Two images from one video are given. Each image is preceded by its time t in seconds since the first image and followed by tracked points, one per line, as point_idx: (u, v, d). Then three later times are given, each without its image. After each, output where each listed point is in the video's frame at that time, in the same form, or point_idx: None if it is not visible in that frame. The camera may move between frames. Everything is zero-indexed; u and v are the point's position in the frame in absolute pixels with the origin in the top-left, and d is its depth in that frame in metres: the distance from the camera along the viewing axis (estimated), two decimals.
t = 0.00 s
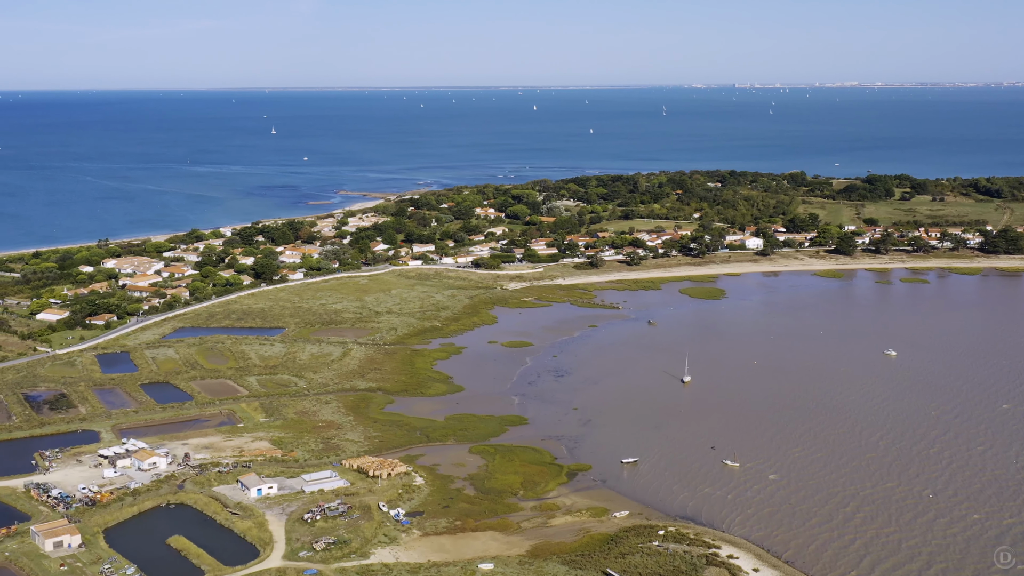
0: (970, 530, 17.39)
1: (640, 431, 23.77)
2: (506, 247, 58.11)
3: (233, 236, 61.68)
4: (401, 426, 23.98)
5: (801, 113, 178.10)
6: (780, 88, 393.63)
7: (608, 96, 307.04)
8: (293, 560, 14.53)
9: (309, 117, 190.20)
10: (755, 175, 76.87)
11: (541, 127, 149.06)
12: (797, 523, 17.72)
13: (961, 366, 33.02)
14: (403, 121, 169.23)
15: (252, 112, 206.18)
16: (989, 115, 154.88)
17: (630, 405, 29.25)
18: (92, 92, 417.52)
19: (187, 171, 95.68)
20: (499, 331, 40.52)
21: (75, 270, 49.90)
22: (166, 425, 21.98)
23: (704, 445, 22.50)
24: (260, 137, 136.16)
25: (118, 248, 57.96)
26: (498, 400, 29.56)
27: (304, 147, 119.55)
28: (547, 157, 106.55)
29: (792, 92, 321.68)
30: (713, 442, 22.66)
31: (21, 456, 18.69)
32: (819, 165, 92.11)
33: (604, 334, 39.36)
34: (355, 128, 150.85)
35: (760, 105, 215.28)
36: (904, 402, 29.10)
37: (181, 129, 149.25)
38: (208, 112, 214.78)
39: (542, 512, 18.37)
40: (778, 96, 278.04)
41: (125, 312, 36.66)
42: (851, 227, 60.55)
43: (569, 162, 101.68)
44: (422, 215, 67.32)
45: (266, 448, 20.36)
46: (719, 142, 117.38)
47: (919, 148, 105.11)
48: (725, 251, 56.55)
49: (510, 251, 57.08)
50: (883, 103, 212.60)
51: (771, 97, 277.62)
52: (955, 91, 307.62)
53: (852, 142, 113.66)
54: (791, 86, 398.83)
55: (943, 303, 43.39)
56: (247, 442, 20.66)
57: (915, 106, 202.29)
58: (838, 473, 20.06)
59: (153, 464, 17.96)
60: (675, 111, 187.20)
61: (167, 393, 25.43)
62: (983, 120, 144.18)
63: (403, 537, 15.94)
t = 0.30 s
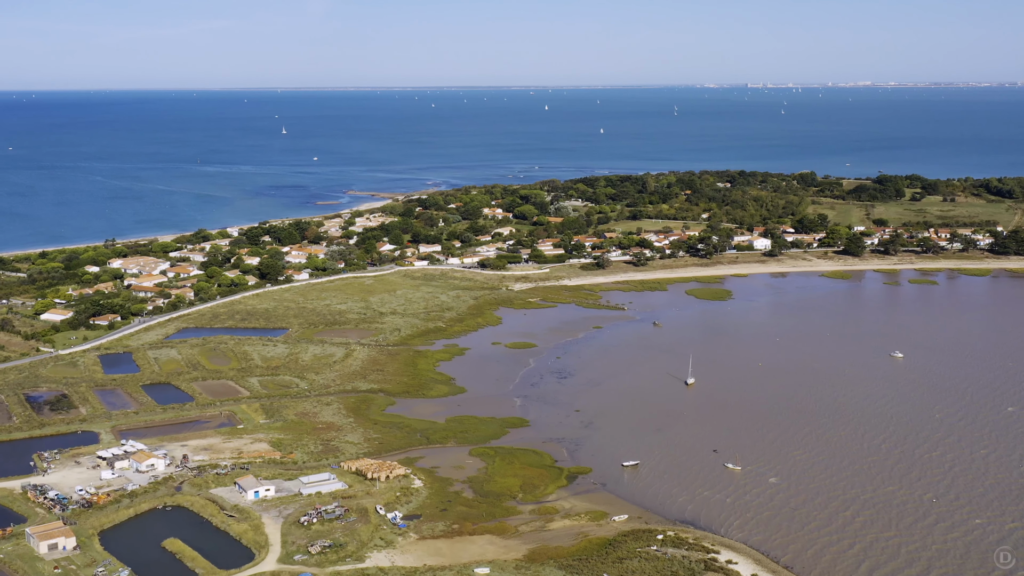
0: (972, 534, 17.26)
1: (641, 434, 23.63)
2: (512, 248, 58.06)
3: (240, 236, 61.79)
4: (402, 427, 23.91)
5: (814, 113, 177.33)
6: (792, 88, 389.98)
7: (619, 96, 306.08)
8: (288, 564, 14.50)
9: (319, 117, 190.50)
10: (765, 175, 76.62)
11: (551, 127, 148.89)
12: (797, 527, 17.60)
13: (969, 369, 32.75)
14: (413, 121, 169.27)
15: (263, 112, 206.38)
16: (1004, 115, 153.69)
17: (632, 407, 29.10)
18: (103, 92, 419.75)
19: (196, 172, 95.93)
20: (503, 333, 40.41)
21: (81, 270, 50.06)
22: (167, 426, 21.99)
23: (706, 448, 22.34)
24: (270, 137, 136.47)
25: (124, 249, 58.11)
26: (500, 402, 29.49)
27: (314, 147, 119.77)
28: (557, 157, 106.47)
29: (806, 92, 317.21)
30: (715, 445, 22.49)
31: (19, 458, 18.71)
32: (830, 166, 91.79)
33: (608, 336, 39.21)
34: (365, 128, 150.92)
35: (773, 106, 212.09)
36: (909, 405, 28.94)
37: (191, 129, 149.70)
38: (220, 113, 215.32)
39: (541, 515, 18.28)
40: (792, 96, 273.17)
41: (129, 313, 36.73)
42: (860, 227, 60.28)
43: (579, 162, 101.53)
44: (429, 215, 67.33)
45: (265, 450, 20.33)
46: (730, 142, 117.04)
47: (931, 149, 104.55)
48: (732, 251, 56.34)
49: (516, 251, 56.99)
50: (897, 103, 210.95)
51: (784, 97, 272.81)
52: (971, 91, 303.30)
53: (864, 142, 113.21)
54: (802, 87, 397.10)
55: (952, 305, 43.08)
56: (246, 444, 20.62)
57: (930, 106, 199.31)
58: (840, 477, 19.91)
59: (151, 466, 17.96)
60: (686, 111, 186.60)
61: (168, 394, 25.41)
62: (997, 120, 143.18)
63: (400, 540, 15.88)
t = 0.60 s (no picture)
0: (973, 539, 17.08)
1: (643, 436, 23.50)
2: (519, 248, 57.97)
3: (246, 236, 61.87)
4: (402, 429, 23.83)
5: (826, 112, 176.44)
6: (803, 87, 387.31)
7: (629, 96, 305.03)
8: (282, 568, 14.47)
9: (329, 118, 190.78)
10: (775, 175, 76.36)
11: (561, 127, 148.69)
12: (797, 532, 17.46)
13: (975, 371, 32.49)
14: (422, 121, 169.31)
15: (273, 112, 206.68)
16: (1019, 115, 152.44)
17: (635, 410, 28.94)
18: (113, 92, 421.53)
19: (204, 171, 96.17)
20: (507, 334, 40.33)
21: (87, 270, 50.23)
22: (167, 428, 22.00)
23: (708, 451, 22.19)
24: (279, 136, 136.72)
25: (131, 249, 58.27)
26: (503, 404, 29.41)
27: (323, 147, 119.92)
28: (566, 157, 106.32)
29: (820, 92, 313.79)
30: (717, 448, 22.33)
31: (18, 460, 18.76)
32: (841, 166, 91.40)
33: (612, 337, 39.06)
34: (374, 128, 151.01)
35: (786, 105, 210.82)
36: (913, 408, 28.74)
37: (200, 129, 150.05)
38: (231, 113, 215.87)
39: (539, 519, 18.18)
40: (807, 96, 268.97)
41: (133, 313, 36.79)
42: (869, 228, 59.97)
43: (588, 162, 101.36)
44: (437, 215, 67.29)
45: (264, 451, 20.29)
46: (740, 142, 116.65)
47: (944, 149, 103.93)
48: (739, 252, 56.12)
49: (522, 252, 56.88)
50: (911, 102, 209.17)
51: (799, 96, 268.81)
52: (986, 91, 299.98)
53: (876, 142, 112.66)
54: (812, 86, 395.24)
55: (961, 306, 42.74)
56: (244, 446, 20.59)
57: (947, 105, 197.23)
58: (842, 480, 19.75)
59: (150, 467, 17.97)
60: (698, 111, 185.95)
61: (169, 395, 25.43)
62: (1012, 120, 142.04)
63: (395, 544, 15.83)
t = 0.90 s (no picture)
0: (974, 544, 16.93)
1: (644, 439, 23.38)
2: (526, 248, 57.88)
3: (252, 236, 61.97)
4: (402, 431, 23.76)
5: (838, 112, 175.64)
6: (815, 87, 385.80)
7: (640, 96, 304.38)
8: (276, 572, 14.46)
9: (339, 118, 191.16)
10: (784, 175, 76.04)
11: (572, 127, 148.59)
12: (797, 536, 17.34)
13: (982, 374, 32.25)
14: (433, 121, 169.49)
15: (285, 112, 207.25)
16: None
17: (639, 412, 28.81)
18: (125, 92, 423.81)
19: (213, 171, 96.51)
20: (511, 335, 40.24)
21: (92, 270, 50.43)
22: (167, 429, 21.99)
23: (711, 454, 22.04)
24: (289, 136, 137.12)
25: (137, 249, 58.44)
26: (505, 407, 29.35)
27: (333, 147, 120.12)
28: (575, 157, 106.15)
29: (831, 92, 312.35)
30: (719, 451, 22.19)
31: (16, 461, 18.79)
32: (852, 166, 91.10)
33: (616, 338, 38.92)
34: (384, 128, 151.25)
35: (799, 105, 209.82)
36: (918, 411, 28.52)
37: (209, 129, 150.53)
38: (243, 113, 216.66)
39: (537, 523, 18.10)
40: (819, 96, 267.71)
41: (137, 313, 36.85)
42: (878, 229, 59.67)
43: (598, 162, 101.24)
44: (445, 215, 67.29)
45: (263, 454, 20.25)
46: (751, 142, 116.33)
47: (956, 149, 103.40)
48: (747, 252, 55.92)
49: (529, 252, 56.78)
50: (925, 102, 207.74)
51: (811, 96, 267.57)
52: (1001, 91, 297.41)
53: (888, 142, 112.16)
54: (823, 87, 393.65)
55: (970, 308, 42.42)
56: (243, 448, 20.55)
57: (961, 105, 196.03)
58: (844, 484, 19.60)
59: (147, 469, 17.96)
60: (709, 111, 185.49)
61: (170, 396, 25.44)
62: None
63: (391, 547, 15.78)
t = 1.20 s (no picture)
0: (975, 550, 16.77)
1: (646, 442, 23.24)
2: (532, 249, 57.79)
3: (259, 237, 62.09)
4: (403, 433, 23.69)
5: (851, 112, 174.76)
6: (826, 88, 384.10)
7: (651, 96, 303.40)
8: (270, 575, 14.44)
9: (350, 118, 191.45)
10: (794, 175, 75.72)
11: (582, 127, 148.44)
12: (796, 541, 17.19)
13: (988, 377, 31.99)
14: (443, 121, 169.59)
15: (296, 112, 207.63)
16: None
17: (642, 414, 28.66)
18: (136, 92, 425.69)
19: (222, 171, 96.72)
20: (515, 336, 40.14)
21: (99, 270, 50.60)
22: (167, 430, 21.98)
23: (712, 457, 21.89)
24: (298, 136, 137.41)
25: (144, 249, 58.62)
26: (508, 409, 29.24)
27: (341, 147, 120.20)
28: (585, 157, 106.00)
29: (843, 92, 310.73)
30: (720, 454, 22.04)
31: (15, 462, 18.83)
32: (863, 166, 90.72)
33: (621, 340, 38.78)
34: (394, 129, 151.45)
35: (812, 105, 208.65)
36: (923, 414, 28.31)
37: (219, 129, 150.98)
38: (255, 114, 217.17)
39: (535, 526, 18.02)
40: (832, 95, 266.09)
41: (141, 314, 36.93)
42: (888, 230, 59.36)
43: (608, 162, 101.06)
44: (453, 215, 67.28)
45: (262, 455, 20.22)
46: (762, 143, 115.96)
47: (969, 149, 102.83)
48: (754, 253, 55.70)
49: (535, 253, 56.68)
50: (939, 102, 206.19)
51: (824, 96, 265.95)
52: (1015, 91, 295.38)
53: (900, 143, 111.60)
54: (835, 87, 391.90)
55: (978, 310, 42.08)
56: (242, 449, 20.53)
57: (977, 105, 194.62)
58: (845, 488, 19.44)
59: (145, 471, 17.97)
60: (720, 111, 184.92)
61: (171, 396, 25.44)
62: None
63: (387, 551, 15.73)
